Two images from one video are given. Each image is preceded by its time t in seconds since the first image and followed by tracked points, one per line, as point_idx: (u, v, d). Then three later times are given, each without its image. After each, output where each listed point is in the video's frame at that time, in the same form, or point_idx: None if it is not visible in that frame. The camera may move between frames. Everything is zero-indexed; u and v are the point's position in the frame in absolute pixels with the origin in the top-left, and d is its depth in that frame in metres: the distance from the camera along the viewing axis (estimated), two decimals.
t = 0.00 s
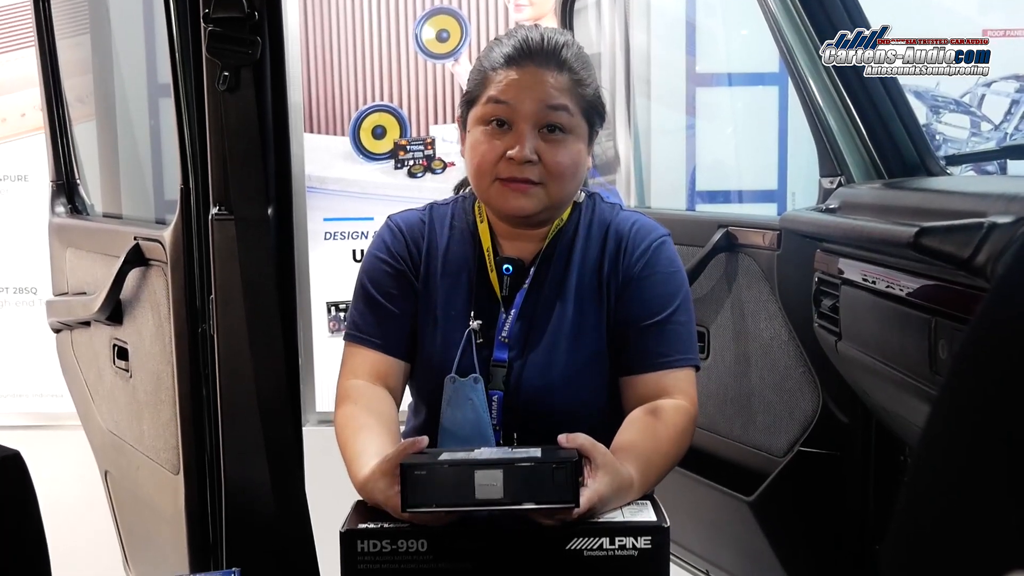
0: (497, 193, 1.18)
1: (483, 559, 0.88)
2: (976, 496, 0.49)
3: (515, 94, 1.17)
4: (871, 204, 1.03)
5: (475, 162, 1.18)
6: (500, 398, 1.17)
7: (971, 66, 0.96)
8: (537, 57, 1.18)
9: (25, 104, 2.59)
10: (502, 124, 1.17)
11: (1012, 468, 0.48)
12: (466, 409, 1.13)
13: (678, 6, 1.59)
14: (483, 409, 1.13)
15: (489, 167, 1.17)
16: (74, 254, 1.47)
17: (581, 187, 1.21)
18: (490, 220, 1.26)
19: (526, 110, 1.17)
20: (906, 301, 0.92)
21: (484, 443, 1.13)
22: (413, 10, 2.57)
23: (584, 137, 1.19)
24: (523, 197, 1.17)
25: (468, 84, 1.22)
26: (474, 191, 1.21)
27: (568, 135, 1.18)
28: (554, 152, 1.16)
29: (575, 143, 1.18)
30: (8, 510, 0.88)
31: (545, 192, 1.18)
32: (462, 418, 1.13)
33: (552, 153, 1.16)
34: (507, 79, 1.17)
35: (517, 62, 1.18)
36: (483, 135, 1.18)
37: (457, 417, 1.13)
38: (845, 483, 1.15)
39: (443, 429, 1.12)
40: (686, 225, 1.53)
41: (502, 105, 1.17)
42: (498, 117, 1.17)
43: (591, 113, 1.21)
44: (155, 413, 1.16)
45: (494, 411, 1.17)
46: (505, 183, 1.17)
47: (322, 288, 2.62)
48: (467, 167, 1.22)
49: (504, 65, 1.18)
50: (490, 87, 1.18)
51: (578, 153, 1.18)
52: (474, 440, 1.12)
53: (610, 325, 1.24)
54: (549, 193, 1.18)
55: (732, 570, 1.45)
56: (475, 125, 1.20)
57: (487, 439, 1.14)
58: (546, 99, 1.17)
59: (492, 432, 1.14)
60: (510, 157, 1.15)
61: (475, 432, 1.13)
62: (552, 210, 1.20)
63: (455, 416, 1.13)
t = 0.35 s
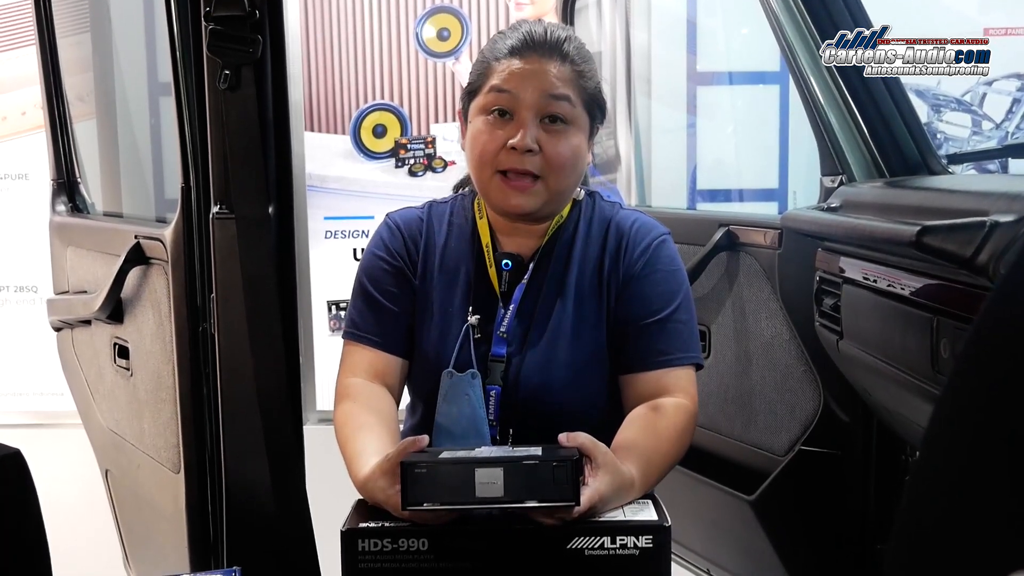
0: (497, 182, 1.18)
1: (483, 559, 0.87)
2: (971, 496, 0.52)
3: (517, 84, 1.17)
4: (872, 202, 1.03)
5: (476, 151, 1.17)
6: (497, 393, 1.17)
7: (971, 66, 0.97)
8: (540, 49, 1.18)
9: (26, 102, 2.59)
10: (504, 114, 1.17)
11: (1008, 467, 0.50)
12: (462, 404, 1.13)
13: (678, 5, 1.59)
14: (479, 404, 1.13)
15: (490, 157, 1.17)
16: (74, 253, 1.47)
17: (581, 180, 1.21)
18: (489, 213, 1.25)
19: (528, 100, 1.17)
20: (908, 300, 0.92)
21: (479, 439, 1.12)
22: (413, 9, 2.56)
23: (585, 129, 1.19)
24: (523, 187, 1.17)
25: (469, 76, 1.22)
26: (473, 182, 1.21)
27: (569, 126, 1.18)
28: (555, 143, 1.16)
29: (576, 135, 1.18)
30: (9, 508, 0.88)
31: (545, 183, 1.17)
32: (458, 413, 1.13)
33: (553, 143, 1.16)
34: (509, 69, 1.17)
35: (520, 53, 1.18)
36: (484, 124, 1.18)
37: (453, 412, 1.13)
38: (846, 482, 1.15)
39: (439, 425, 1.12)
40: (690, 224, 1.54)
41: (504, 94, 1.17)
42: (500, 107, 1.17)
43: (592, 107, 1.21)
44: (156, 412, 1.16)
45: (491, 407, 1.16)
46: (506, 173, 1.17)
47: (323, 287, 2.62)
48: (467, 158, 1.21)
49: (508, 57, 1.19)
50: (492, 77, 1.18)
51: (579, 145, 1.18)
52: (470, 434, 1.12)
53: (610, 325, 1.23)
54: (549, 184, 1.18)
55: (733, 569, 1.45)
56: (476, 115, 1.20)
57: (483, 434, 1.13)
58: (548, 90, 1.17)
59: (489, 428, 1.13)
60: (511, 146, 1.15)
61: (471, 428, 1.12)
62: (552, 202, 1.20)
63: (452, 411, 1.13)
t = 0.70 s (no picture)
0: (495, 179, 1.18)
1: (481, 560, 0.87)
2: (969, 498, 0.50)
3: (516, 81, 1.17)
4: (869, 204, 1.03)
5: (474, 148, 1.17)
6: (493, 392, 1.16)
7: (971, 66, 0.96)
8: (539, 47, 1.19)
9: (24, 102, 2.58)
10: (502, 111, 1.17)
11: (1001, 467, 0.49)
12: (458, 403, 1.13)
13: (677, 5, 1.59)
14: (475, 403, 1.12)
15: (488, 153, 1.17)
16: (71, 254, 1.47)
17: (579, 178, 1.21)
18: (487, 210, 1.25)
19: (526, 97, 1.17)
20: (906, 301, 0.92)
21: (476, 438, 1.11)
22: (412, 10, 2.57)
23: (583, 127, 1.20)
24: (521, 184, 1.17)
25: (468, 74, 1.22)
26: (471, 178, 1.21)
27: (568, 124, 1.18)
28: (553, 140, 1.16)
29: (575, 132, 1.18)
30: (5, 509, 0.87)
31: (544, 179, 1.17)
32: (454, 412, 1.12)
33: (551, 140, 1.16)
34: (508, 66, 1.17)
35: (520, 51, 1.19)
36: (482, 121, 1.18)
37: (449, 411, 1.12)
38: (844, 483, 1.15)
39: (435, 424, 1.12)
40: (690, 225, 1.52)
41: (503, 91, 1.17)
42: (498, 103, 1.17)
43: (590, 105, 1.21)
44: (153, 413, 1.16)
45: (488, 406, 1.16)
46: (504, 169, 1.17)
47: (321, 287, 2.61)
48: (465, 155, 1.21)
49: (507, 54, 1.19)
50: (491, 74, 1.19)
51: (577, 143, 1.18)
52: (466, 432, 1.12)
53: (608, 325, 1.23)
54: (547, 181, 1.17)
55: (732, 571, 1.45)
56: (475, 112, 1.20)
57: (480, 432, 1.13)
58: (547, 87, 1.17)
59: (485, 427, 1.13)
60: (509, 143, 1.14)
61: (467, 427, 1.12)
62: (550, 199, 1.19)
63: (448, 410, 1.12)
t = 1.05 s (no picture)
0: (493, 181, 1.18)
1: (481, 561, 0.87)
2: (969, 497, 0.50)
3: (512, 83, 1.17)
4: (869, 203, 1.03)
5: (471, 150, 1.17)
6: (492, 393, 1.15)
7: (971, 66, 0.97)
8: (535, 49, 1.19)
9: (24, 103, 2.58)
10: (498, 113, 1.17)
11: (1002, 467, 0.49)
12: (457, 404, 1.12)
13: (677, 5, 1.59)
14: (474, 404, 1.12)
15: (485, 156, 1.17)
16: (70, 254, 1.47)
17: (575, 179, 1.21)
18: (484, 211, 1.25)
19: (523, 99, 1.16)
20: (906, 301, 0.92)
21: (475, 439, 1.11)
22: (412, 10, 2.57)
23: (579, 128, 1.20)
24: (518, 186, 1.17)
25: (464, 76, 1.22)
26: (468, 180, 1.21)
27: (564, 125, 1.18)
28: (550, 142, 1.16)
29: (571, 134, 1.18)
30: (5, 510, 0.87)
31: (540, 181, 1.17)
32: (454, 413, 1.12)
33: (548, 142, 1.16)
34: (504, 68, 1.17)
35: (516, 53, 1.18)
36: (479, 123, 1.18)
37: (449, 412, 1.12)
38: (844, 483, 1.15)
39: (434, 424, 1.12)
40: (690, 226, 1.53)
41: (500, 94, 1.17)
42: (495, 106, 1.17)
43: (586, 106, 1.21)
44: (152, 413, 1.16)
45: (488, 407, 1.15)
46: (501, 172, 1.17)
47: (320, 287, 2.61)
48: (462, 157, 1.21)
49: (503, 56, 1.19)
50: (487, 76, 1.18)
51: (573, 144, 1.18)
52: (465, 433, 1.12)
53: (606, 326, 1.23)
54: (544, 183, 1.18)
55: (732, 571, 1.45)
56: (471, 114, 1.20)
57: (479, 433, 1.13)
58: (543, 89, 1.17)
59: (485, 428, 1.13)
60: (506, 146, 1.15)
61: (466, 428, 1.12)
62: (547, 201, 1.20)
63: (447, 411, 1.13)
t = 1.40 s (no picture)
0: (485, 198, 1.17)
1: (482, 559, 0.87)
2: (972, 498, 0.41)
3: (500, 97, 1.15)
4: (871, 202, 1.03)
5: (463, 168, 1.16)
6: (490, 400, 1.15)
7: (971, 66, 0.96)
8: (521, 58, 1.16)
9: (25, 102, 2.58)
10: (488, 128, 1.16)
11: (1004, 467, 0.40)
12: (454, 411, 1.11)
13: (677, 3, 1.59)
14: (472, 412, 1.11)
15: (477, 173, 1.16)
16: (71, 252, 1.47)
17: (568, 187, 1.20)
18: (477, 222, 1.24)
19: (512, 113, 1.15)
20: (910, 300, 0.91)
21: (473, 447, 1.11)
22: (412, 8, 2.56)
23: (569, 137, 1.18)
24: (512, 201, 1.16)
25: (450, 87, 1.20)
26: (461, 195, 1.20)
27: (555, 136, 1.16)
28: (542, 155, 1.15)
29: (562, 145, 1.17)
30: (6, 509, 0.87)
31: (534, 195, 1.17)
32: (451, 421, 1.11)
33: (539, 156, 1.15)
34: (491, 82, 1.15)
35: (502, 63, 1.16)
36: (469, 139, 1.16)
37: (447, 420, 1.11)
38: (845, 482, 1.15)
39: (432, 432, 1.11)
40: (689, 224, 1.51)
41: (488, 108, 1.15)
42: (484, 121, 1.16)
43: (575, 113, 1.20)
44: (153, 411, 1.16)
45: (485, 414, 1.15)
46: (494, 188, 1.16)
47: (321, 286, 2.60)
48: (453, 172, 1.20)
49: (489, 67, 1.16)
50: (473, 90, 1.17)
51: (564, 155, 1.17)
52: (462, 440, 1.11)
53: (601, 325, 1.23)
54: (537, 196, 1.17)
55: (733, 570, 1.45)
56: (460, 129, 1.18)
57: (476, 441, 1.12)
58: (532, 102, 1.15)
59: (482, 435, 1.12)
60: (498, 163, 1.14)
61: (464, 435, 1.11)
62: (541, 212, 1.19)
63: (444, 418, 1.11)
